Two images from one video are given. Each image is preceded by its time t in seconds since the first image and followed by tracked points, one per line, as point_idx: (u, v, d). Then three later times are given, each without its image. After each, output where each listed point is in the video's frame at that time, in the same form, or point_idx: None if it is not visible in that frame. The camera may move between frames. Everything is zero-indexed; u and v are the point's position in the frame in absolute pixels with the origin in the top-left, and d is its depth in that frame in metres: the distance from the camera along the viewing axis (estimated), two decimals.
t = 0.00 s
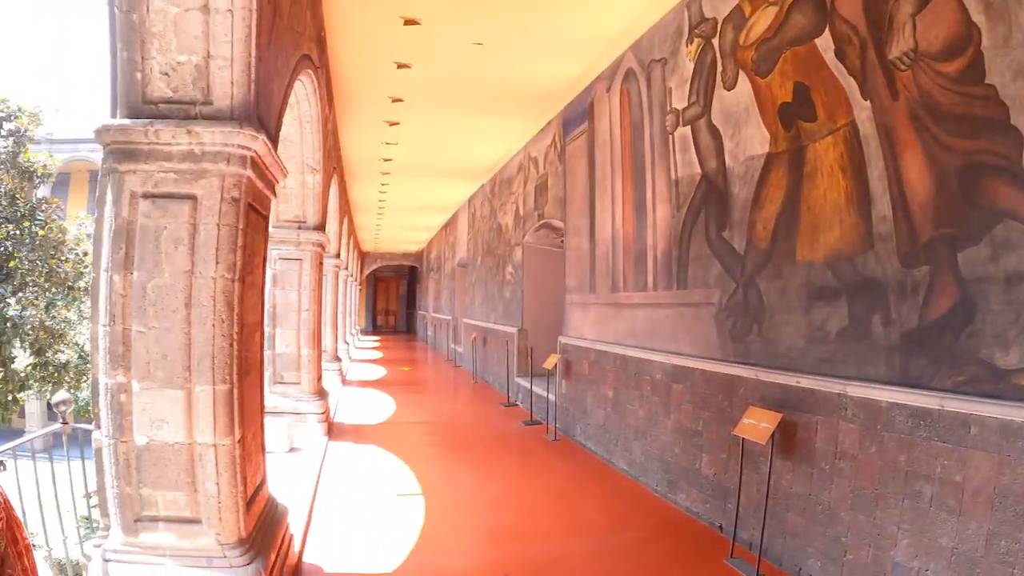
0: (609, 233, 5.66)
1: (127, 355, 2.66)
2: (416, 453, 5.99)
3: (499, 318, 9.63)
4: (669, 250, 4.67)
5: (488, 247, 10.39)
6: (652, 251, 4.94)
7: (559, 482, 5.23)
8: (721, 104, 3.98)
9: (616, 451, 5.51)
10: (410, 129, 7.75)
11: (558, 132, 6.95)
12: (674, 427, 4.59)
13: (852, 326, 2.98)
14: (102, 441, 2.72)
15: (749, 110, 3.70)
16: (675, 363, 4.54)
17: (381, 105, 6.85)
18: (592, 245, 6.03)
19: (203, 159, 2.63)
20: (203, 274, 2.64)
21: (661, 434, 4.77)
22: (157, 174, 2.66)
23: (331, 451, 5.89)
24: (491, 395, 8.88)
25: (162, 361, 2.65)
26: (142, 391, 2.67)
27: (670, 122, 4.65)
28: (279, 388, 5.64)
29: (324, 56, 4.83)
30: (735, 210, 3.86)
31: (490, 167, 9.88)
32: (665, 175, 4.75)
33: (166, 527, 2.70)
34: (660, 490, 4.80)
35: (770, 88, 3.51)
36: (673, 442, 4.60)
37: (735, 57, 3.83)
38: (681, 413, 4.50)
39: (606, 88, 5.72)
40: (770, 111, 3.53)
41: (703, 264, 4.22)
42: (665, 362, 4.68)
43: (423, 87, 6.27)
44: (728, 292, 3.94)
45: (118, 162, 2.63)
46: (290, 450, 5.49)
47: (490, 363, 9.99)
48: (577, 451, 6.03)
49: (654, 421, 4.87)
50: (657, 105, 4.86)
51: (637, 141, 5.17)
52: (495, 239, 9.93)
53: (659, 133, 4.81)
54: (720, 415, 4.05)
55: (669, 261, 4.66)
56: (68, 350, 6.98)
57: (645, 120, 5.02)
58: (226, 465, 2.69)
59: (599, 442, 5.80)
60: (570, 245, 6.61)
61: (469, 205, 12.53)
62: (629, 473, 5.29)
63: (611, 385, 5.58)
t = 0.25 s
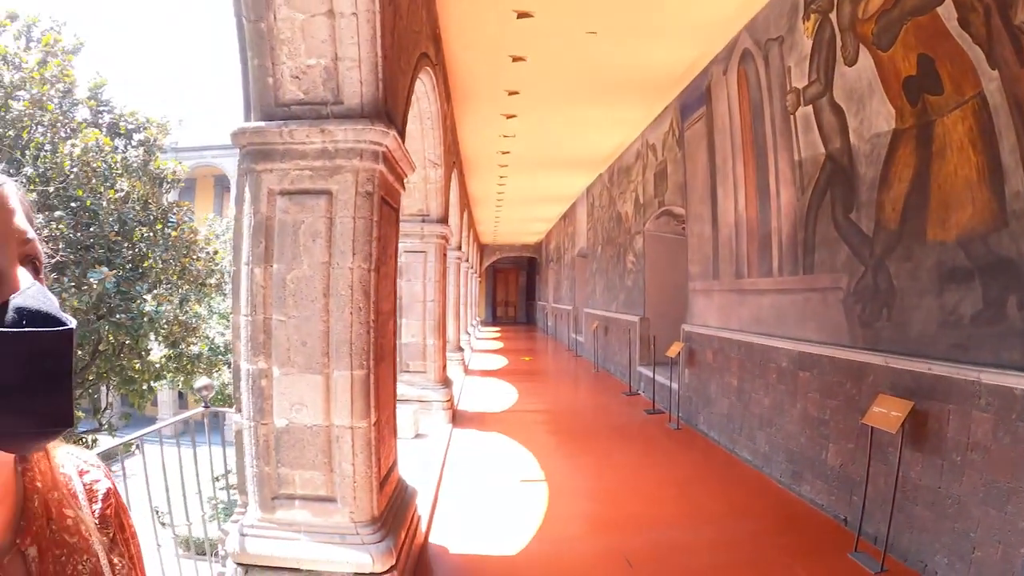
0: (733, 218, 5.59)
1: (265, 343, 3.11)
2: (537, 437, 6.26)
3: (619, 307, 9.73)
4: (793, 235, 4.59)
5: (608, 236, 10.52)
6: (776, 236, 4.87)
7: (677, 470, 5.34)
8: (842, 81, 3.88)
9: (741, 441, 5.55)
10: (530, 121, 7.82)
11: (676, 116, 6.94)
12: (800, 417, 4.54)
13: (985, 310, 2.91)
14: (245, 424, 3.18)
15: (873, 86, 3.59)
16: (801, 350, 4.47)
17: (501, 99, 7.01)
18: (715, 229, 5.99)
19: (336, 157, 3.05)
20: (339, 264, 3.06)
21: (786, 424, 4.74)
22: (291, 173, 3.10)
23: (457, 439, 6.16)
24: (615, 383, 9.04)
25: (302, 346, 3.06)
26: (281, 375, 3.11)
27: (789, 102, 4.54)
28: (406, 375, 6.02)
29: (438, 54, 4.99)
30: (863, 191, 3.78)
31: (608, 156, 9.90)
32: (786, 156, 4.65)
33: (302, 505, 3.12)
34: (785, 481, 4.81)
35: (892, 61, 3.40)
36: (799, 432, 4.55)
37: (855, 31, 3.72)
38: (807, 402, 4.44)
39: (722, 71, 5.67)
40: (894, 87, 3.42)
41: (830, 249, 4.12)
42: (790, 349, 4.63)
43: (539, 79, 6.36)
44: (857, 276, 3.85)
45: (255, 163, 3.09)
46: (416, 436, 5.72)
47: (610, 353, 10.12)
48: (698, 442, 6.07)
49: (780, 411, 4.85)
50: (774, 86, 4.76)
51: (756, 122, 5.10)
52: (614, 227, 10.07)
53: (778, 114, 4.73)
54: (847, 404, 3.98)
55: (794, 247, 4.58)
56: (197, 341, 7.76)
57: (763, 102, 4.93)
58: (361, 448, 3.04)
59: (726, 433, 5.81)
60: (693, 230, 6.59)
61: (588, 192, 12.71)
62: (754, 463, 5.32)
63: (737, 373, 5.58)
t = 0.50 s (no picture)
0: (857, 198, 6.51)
1: (398, 333, 3.99)
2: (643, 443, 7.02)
3: (743, 298, 11.46)
4: (922, 219, 4.99)
5: (731, 223, 12.25)
6: (904, 221, 5.27)
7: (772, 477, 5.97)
8: (966, 52, 4.22)
9: (865, 435, 6.62)
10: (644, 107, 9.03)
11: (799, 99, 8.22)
12: (927, 411, 5.17)
13: None
14: (377, 409, 4.08)
15: (998, 58, 3.92)
16: (929, 341, 5.00)
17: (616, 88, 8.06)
18: (840, 217, 7.03)
19: (461, 154, 3.86)
20: (467, 257, 3.87)
21: (913, 420, 5.46)
22: (418, 169, 3.93)
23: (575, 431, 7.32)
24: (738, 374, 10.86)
25: (432, 337, 3.94)
26: (411, 363, 3.98)
27: (913, 79, 4.90)
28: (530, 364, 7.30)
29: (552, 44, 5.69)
30: (991, 170, 4.13)
31: (739, 128, 10.79)
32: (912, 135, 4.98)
33: (428, 487, 3.98)
34: (910, 479, 5.54)
35: (1017, 31, 3.70)
36: (925, 428, 5.20)
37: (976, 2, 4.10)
38: (936, 394, 4.99)
39: (843, 46, 6.40)
40: (1019, 55, 3.74)
41: (960, 233, 4.47)
42: (919, 341, 5.15)
43: (648, 65, 7.20)
44: (988, 261, 4.20)
45: (384, 161, 3.95)
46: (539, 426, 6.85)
47: (734, 343, 11.83)
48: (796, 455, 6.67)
49: (905, 404, 5.61)
50: (897, 65, 5.18)
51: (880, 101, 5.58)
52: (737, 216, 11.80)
53: (903, 95, 5.08)
54: (975, 397, 4.47)
55: (923, 232, 4.99)
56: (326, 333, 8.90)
57: (886, 78, 5.38)
58: (488, 432, 3.90)
59: (849, 425, 7.04)
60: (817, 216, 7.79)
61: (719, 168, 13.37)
62: (878, 458, 6.31)
63: (862, 367, 6.65)
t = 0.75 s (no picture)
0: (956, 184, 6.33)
1: (493, 324, 4.12)
2: (732, 442, 7.04)
3: (841, 287, 11.57)
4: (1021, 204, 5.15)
5: (829, 212, 12.25)
6: (1003, 204, 5.44)
7: (858, 477, 5.90)
8: None
9: (961, 431, 6.54)
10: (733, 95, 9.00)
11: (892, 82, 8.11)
12: None
13: None
14: (473, 398, 4.24)
15: None
16: None
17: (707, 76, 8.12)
18: (936, 202, 6.94)
19: (552, 149, 3.94)
20: (560, 248, 3.97)
21: (1012, 416, 5.45)
22: (512, 165, 4.03)
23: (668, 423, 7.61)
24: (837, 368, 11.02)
25: (527, 326, 4.05)
26: (506, 353, 4.11)
27: (1009, 57, 5.03)
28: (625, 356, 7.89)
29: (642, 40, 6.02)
30: None
31: (834, 114, 10.74)
32: (1009, 116, 5.16)
33: (520, 474, 4.09)
34: (1006, 478, 5.55)
35: None
36: None
37: None
38: None
39: (935, 28, 6.47)
40: None
41: None
42: (1018, 330, 5.25)
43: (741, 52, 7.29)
44: None
45: (478, 158, 4.08)
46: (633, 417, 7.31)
47: (833, 335, 11.98)
48: (890, 455, 6.50)
49: (1006, 398, 5.56)
50: (993, 44, 5.31)
51: (977, 82, 5.66)
52: (835, 203, 11.79)
53: (999, 71, 5.24)
54: None
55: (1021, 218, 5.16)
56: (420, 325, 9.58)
57: (982, 56, 5.51)
58: (580, 421, 3.99)
59: (945, 424, 6.93)
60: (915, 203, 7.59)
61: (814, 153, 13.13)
62: (975, 456, 6.20)
63: (961, 359, 6.52)
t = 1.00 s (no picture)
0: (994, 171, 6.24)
1: (528, 315, 4.21)
2: (768, 433, 7.02)
3: (880, 278, 11.51)
4: None
5: (867, 201, 12.13)
6: None
7: (894, 470, 5.87)
8: None
9: (998, 424, 6.50)
10: (766, 84, 8.98)
11: (928, 68, 8.01)
12: None
13: None
14: (509, 387, 4.35)
15: None
16: None
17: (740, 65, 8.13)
18: (973, 189, 6.87)
19: (585, 142, 4.01)
20: (594, 240, 4.04)
21: None
22: (544, 159, 4.11)
23: (704, 413, 7.69)
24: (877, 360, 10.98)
25: (562, 317, 4.13)
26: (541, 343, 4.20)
27: None
28: (661, 346, 8.06)
29: (673, 32, 6.11)
30: None
31: (870, 100, 10.62)
32: None
33: (553, 462, 4.18)
34: None
35: None
36: None
37: None
38: None
39: (970, 13, 6.40)
40: None
41: None
42: None
43: (774, 40, 7.29)
44: None
45: (511, 152, 4.15)
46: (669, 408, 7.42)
47: (872, 326, 11.94)
48: (927, 449, 6.44)
49: None
50: None
51: (1012, 68, 5.60)
52: (873, 192, 11.67)
53: None
54: None
55: None
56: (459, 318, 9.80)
57: (1016, 42, 5.46)
58: (614, 411, 4.06)
59: (982, 417, 6.87)
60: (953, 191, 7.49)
61: (851, 141, 12.98)
62: (1012, 451, 6.14)
63: (998, 350, 6.46)
